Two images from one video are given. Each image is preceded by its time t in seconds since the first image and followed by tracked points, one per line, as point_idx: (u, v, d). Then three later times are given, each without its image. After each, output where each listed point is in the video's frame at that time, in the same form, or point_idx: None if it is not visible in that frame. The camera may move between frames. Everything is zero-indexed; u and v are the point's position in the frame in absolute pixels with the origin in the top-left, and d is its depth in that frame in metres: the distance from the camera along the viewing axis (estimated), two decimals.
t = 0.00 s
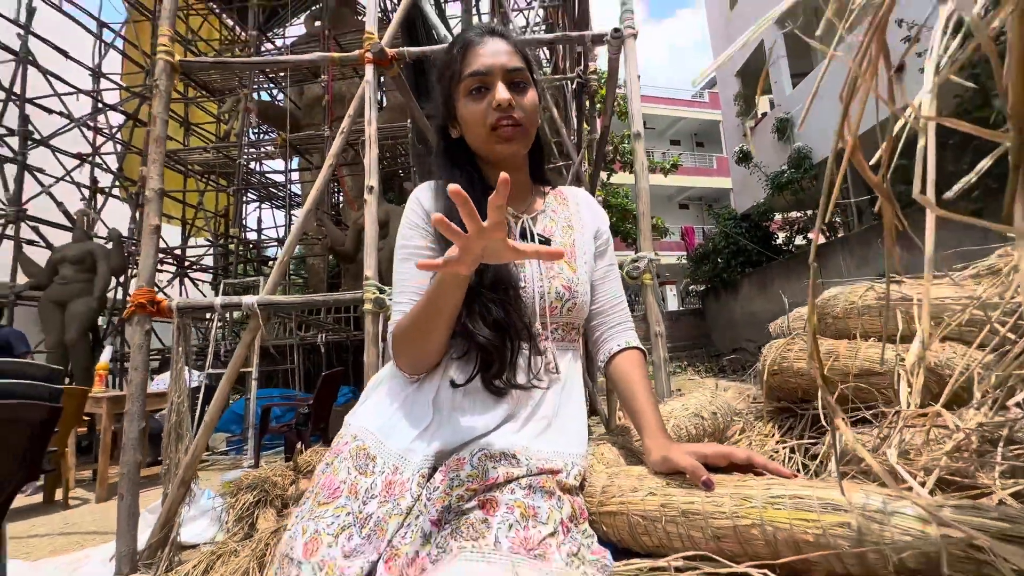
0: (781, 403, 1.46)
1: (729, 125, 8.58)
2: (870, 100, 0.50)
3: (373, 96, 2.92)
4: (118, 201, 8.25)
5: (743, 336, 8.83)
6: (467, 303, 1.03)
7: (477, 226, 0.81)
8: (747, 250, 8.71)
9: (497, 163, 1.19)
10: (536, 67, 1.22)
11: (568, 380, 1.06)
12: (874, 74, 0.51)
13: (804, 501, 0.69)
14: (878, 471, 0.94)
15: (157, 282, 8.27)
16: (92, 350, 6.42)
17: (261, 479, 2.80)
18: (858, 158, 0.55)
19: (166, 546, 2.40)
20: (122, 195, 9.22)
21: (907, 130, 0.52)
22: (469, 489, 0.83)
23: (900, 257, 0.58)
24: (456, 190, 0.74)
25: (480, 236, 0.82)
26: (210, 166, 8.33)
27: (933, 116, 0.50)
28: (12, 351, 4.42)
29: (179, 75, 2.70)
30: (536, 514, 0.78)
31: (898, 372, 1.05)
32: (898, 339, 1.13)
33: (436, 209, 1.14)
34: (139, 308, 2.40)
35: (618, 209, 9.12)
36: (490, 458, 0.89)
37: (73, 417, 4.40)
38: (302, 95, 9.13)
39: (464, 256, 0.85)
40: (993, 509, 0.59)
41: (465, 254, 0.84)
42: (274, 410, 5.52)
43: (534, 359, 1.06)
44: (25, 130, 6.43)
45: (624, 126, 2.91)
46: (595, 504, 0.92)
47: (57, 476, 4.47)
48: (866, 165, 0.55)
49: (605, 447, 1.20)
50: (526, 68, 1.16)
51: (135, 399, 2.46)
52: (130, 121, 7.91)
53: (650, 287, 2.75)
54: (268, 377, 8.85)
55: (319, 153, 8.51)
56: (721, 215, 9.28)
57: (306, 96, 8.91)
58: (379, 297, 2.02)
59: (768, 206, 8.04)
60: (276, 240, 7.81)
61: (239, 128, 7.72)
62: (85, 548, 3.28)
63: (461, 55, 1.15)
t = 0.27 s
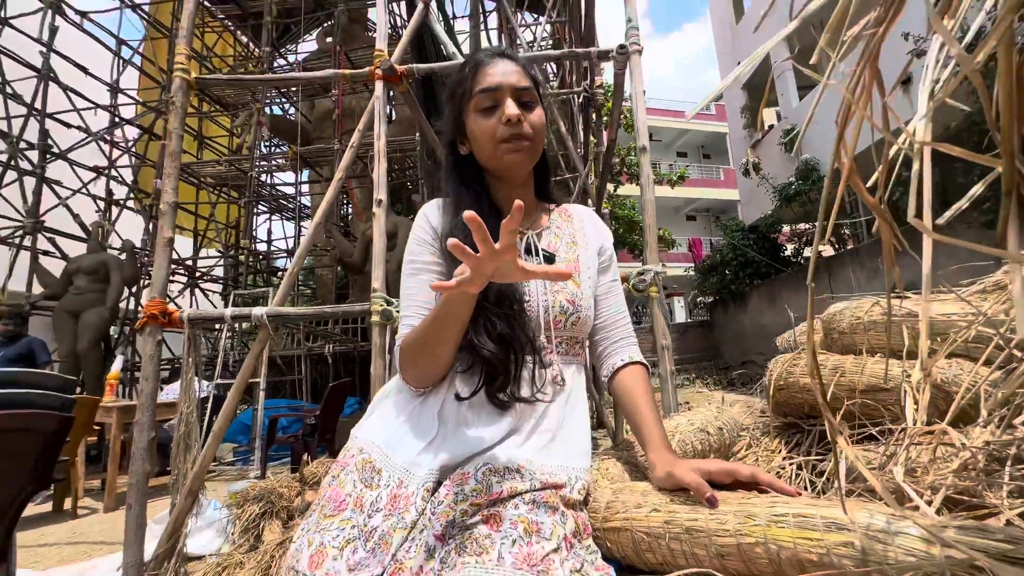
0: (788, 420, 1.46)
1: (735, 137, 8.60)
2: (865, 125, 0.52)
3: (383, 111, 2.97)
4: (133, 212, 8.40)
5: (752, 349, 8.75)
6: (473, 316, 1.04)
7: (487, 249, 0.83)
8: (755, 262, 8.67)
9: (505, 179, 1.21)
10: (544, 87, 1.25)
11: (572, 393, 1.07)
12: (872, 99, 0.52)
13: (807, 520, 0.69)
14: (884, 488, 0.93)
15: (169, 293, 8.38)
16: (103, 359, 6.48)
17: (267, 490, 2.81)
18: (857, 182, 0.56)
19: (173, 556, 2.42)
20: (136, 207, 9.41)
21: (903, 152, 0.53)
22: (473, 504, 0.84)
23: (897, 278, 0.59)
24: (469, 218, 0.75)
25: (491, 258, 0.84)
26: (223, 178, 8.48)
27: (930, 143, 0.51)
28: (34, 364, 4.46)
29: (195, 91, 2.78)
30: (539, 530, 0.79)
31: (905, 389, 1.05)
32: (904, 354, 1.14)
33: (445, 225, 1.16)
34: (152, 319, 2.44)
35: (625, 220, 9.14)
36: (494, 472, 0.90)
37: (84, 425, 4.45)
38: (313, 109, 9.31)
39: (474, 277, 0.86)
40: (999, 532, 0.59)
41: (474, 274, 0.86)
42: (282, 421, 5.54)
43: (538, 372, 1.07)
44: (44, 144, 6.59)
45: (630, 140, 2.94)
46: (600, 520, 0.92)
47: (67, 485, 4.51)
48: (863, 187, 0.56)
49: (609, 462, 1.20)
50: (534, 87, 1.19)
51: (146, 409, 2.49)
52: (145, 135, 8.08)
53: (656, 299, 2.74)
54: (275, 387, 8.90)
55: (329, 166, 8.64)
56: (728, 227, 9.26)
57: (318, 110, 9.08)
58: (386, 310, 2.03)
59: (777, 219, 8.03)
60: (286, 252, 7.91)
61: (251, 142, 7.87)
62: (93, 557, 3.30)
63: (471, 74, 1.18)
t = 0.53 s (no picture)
0: (783, 427, 1.46)
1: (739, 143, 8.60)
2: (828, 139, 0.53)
3: (385, 121, 3.02)
4: (142, 222, 8.52)
5: (758, 355, 8.68)
6: (464, 322, 1.06)
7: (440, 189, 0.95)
8: (760, 268, 8.63)
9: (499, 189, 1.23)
10: (538, 98, 1.27)
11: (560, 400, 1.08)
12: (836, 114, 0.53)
13: (785, 524, 0.70)
14: (871, 494, 0.94)
15: (176, 301, 8.47)
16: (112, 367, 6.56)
17: (270, 497, 2.82)
18: (825, 192, 0.58)
19: (176, 563, 2.44)
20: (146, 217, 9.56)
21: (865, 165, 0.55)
22: (460, 508, 0.85)
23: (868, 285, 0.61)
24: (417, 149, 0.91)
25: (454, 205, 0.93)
26: (231, 188, 8.59)
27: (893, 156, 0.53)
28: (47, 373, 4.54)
29: (202, 103, 2.83)
30: (524, 534, 0.80)
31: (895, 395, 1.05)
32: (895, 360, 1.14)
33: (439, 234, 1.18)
34: (157, 327, 2.47)
35: (629, 227, 9.14)
36: (482, 477, 0.91)
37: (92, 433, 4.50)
38: (319, 118, 9.42)
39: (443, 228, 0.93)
40: (972, 535, 0.59)
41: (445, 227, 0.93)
42: (286, 428, 5.56)
43: (529, 379, 1.08)
44: (56, 156, 6.72)
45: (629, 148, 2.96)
46: (587, 525, 0.93)
47: (75, 492, 4.55)
48: (831, 198, 0.57)
49: (601, 468, 1.21)
50: (528, 99, 1.20)
51: (151, 416, 2.53)
52: (155, 145, 8.21)
53: (656, 305, 2.74)
54: (281, 395, 8.95)
55: (335, 175, 8.73)
56: (734, 232, 9.23)
57: (324, 119, 9.19)
58: (386, 317, 2.06)
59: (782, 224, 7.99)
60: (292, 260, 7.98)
61: (259, 152, 7.97)
62: (98, 564, 3.33)
63: (466, 87, 1.21)
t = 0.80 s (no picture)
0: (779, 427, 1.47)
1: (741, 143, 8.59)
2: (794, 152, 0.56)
3: (385, 129, 3.06)
4: (149, 231, 8.63)
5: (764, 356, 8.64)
6: (459, 327, 1.09)
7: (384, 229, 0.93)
8: (764, 268, 8.61)
9: (494, 199, 1.26)
10: (534, 109, 1.29)
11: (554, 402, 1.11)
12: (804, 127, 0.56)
13: (766, 520, 0.72)
14: (858, 492, 0.95)
15: (184, 309, 8.56)
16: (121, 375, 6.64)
17: (276, 502, 2.86)
18: (794, 201, 0.61)
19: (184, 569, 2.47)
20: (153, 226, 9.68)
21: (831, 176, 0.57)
22: (453, 508, 0.87)
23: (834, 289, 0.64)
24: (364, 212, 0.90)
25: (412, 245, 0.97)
26: (236, 196, 8.68)
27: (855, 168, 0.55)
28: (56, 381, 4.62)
29: (206, 114, 2.89)
30: (515, 533, 0.83)
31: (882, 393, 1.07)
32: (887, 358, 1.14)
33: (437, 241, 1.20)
34: (164, 335, 2.52)
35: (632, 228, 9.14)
36: (475, 478, 0.93)
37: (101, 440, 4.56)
38: (323, 126, 9.52)
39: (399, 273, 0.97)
40: (943, 528, 0.60)
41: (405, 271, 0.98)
42: (292, 434, 5.60)
43: (523, 383, 1.10)
44: (65, 167, 6.82)
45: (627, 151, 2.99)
46: (579, 524, 0.95)
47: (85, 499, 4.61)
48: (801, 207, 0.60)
49: (595, 469, 1.23)
50: (523, 110, 1.22)
51: (158, 423, 2.57)
52: (161, 155, 8.31)
53: (655, 306, 2.76)
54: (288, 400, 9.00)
55: (338, 182, 8.81)
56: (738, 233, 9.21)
57: (327, 126, 9.27)
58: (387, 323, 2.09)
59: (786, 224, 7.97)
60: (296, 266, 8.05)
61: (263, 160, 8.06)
62: (108, 570, 3.37)
63: (462, 99, 1.24)
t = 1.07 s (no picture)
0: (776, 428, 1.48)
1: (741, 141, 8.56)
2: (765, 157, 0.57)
3: (384, 136, 3.08)
4: (155, 241, 8.71)
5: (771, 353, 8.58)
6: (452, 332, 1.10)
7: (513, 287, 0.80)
8: (768, 265, 8.56)
9: (484, 204, 1.27)
10: (520, 114, 1.31)
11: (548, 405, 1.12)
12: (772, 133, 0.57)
13: (753, 518, 0.72)
14: (851, 490, 0.96)
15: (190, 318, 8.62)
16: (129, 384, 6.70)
17: (282, 508, 2.88)
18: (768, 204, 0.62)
19: None
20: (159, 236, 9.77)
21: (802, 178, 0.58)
22: (446, 511, 0.88)
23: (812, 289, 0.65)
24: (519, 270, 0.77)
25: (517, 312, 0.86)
26: (240, 205, 8.75)
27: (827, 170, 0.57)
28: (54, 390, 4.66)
29: (207, 125, 2.92)
30: (506, 535, 0.84)
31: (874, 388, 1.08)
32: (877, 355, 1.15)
33: (427, 248, 1.21)
34: (170, 345, 2.54)
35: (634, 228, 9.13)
36: (468, 482, 0.93)
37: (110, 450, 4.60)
38: (324, 133, 9.59)
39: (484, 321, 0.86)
40: (927, 524, 0.60)
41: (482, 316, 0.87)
42: (298, 440, 5.62)
43: (516, 387, 1.11)
44: (72, 180, 6.90)
45: (624, 152, 2.99)
46: (573, 525, 0.95)
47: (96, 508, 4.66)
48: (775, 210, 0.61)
49: (591, 470, 1.23)
50: (510, 116, 1.24)
51: (165, 431, 2.60)
52: (166, 166, 8.39)
53: (655, 306, 2.75)
54: (294, 407, 9.05)
55: (341, 188, 8.86)
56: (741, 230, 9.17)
57: (329, 134, 9.33)
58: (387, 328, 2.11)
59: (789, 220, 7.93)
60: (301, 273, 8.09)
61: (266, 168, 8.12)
62: None
63: (449, 106, 1.25)
